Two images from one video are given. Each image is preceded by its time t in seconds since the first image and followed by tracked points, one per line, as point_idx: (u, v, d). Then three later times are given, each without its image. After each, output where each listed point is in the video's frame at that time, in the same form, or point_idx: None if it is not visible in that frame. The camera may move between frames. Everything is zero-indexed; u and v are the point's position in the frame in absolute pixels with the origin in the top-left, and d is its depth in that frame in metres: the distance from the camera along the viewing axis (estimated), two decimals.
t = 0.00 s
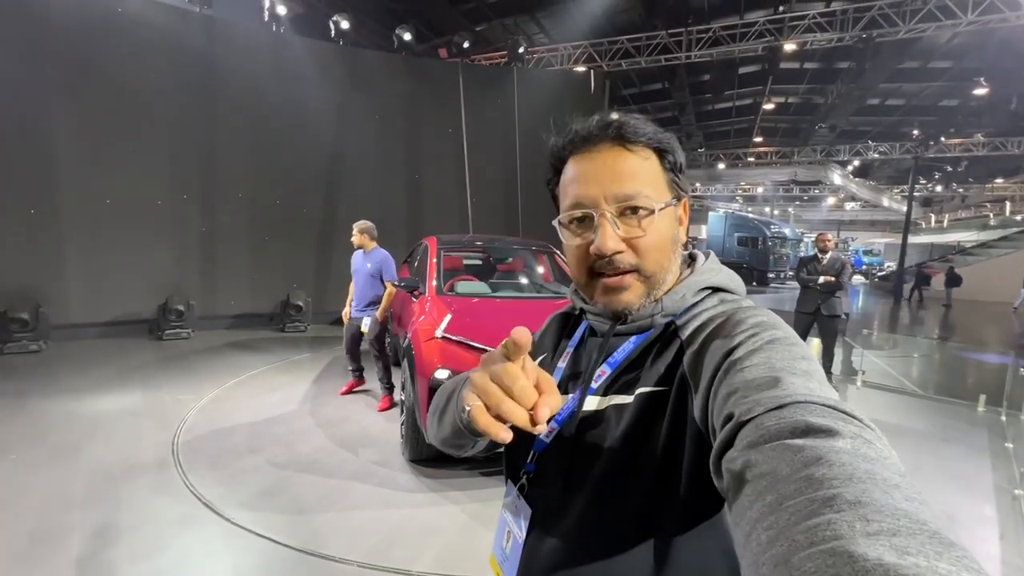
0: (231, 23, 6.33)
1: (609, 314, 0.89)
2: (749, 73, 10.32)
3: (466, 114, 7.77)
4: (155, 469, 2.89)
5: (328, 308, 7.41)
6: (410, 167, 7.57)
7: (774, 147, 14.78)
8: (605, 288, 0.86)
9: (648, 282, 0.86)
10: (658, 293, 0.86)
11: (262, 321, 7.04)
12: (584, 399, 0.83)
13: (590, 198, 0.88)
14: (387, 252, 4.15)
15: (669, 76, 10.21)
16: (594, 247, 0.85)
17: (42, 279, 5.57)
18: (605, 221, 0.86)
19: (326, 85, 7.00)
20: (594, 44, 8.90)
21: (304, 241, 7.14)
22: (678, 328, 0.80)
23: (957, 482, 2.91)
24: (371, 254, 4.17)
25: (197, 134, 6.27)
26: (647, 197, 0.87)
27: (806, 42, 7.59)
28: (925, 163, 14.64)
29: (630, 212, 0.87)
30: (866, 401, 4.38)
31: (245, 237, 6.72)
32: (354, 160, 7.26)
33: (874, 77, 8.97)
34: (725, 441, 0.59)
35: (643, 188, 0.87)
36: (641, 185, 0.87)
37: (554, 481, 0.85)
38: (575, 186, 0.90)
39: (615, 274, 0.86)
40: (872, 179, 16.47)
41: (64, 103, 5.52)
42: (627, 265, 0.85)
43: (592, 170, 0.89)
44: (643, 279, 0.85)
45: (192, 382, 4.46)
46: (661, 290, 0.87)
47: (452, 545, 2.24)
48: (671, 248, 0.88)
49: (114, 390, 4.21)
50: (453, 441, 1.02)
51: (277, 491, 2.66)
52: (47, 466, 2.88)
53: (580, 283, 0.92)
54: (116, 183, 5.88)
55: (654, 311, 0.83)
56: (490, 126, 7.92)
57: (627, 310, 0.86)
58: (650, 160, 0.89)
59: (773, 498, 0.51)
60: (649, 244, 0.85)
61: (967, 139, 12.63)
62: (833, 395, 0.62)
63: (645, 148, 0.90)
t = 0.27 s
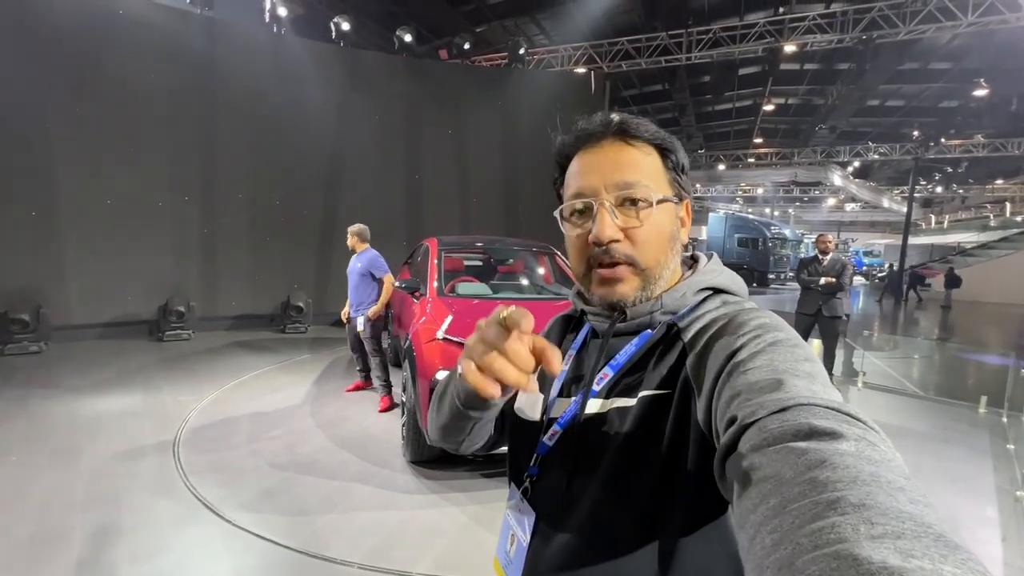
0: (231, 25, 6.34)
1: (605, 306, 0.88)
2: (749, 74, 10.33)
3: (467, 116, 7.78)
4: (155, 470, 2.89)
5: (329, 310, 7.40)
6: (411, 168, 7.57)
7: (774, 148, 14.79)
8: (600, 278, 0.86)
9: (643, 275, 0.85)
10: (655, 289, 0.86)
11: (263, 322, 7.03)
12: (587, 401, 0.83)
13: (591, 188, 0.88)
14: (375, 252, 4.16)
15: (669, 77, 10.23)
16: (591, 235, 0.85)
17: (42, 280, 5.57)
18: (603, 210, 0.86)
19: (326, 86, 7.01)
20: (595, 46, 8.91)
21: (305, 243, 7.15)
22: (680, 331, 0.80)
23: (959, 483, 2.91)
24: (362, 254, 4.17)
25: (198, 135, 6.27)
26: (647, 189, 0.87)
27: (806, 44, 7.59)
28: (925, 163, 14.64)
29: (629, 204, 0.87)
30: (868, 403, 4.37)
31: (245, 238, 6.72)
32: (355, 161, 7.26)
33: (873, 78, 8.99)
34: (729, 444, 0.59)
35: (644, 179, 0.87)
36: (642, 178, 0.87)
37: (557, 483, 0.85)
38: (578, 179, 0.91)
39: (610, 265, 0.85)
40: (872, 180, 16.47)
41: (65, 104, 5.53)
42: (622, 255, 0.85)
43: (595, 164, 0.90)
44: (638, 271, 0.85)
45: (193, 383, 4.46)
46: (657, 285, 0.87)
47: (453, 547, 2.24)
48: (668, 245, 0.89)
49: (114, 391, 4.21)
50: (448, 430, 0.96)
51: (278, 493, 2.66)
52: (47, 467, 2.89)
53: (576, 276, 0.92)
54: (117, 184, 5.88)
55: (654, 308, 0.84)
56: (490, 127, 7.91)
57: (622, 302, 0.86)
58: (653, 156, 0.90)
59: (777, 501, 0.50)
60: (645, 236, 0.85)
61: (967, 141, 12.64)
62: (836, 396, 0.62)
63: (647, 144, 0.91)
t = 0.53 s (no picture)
0: (235, 27, 6.36)
1: (601, 296, 0.86)
2: (751, 76, 10.32)
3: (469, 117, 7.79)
4: (158, 471, 2.90)
5: (331, 311, 7.42)
6: (413, 169, 7.59)
7: (776, 150, 14.78)
8: (598, 263, 0.84)
9: (641, 266, 0.84)
10: (654, 288, 0.86)
11: (265, 323, 7.05)
12: (586, 404, 0.84)
13: (597, 174, 0.89)
14: (374, 250, 4.16)
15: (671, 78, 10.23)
16: (590, 219, 0.84)
17: (46, 281, 5.59)
18: (606, 196, 0.86)
19: (328, 88, 7.03)
20: (597, 47, 8.90)
21: (308, 243, 7.16)
22: (679, 334, 0.80)
23: (962, 486, 2.89)
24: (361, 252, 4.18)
25: (201, 137, 6.30)
26: (652, 180, 0.88)
27: (808, 45, 7.58)
28: (928, 165, 14.59)
29: (633, 194, 0.87)
30: (871, 405, 4.35)
31: (248, 239, 6.75)
32: (357, 163, 7.27)
33: (877, 79, 8.95)
34: (727, 449, 0.59)
35: (650, 169, 0.88)
36: (648, 168, 0.88)
37: (557, 486, 0.85)
38: (586, 167, 0.92)
39: (608, 251, 0.84)
40: (875, 181, 16.44)
41: (70, 106, 5.55)
42: (621, 241, 0.83)
43: (602, 155, 0.91)
44: (636, 260, 0.84)
45: (196, 384, 4.48)
46: (655, 279, 0.85)
47: (455, 548, 2.24)
48: (669, 242, 0.88)
49: (118, 392, 4.22)
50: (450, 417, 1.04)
51: (280, 494, 2.66)
52: (52, 468, 2.90)
53: (574, 263, 0.90)
54: (120, 185, 5.91)
55: (652, 310, 0.84)
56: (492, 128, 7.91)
57: (618, 291, 0.84)
58: (660, 155, 0.92)
59: (776, 507, 0.51)
60: (646, 227, 0.84)
61: (970, 142, 12.60)
62: (834, 401, 0.62)
63: (655, 144, 0.93)
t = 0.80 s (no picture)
0: (238, 28, 6.38)
1: (610, 296, 0.86)
2: (754, 75, 10.30)
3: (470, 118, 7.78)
4: (163, 471, 2.91)
5: (334, 311, 7.43)
6: (416, 170, 7.60)
7: (779, 150, 14.76)
8: (608, 265, 0.84)
9: (651, 266, 0.84)
10: (661, 286, 0.86)
11: (268, 323, 7.07)
12: (586, 403, 0.83)
13: (605, 174, 0.89)
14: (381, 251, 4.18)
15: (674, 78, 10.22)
16: (601, 220, 0.84)
17: (51, 282, 5.61)
18: (615, 197, 0.86)
19: (331, 89, 7.04)
20: (599, 47, 8.90)
21: (310, 244, 7.18)
22: (679, 334, 0.80)
23: (966, 487, 2.88)
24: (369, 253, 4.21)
25: (204, 137, 6.32)
26: (660, 180, 0.88)
27: (811, 45, 7.57)
28: (932, 164, 14.54)
29: (641, 195, 0.87)
30: (874, 405, 4.34)
31: (251, 240, 6.77)
32: (359, 163, 7.29)
33: (881, 78, 8.86)
34: (728, 447, 0.59)
35: (657, 170, 0.89)
36: (655, 168, 0.89)
37: (556, 485, 0.85)
38: (591, 166, 0.92)
39: (617, 252, 0.84)
40: (878, 180, 16.38)
41: (74, 107, 5.57)
42: (632, 243, 0.83)
43: (607, 155, 0.91)
44: (646, 261, 0.84)
45: (199, 384, 4.49)
46: (662, 279, 0.86)
47: (458, 548, 2.24)
48: (675, 241, 0.88)
49: (122, 392, 4.24)
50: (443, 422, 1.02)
51: (284, 494, 2.67)
52: (56, 468, 2.91)
53: (581, 264, 0.90)
54: (124, 186, 5.93)
55: (652, 309, 0.85)
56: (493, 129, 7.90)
57: (629, 292, 0.84)
58: (664, 154, 0.92)
59: (777, 504, 0.51)
60: (655, 228, 0.85)
61: (974, 141, 12.56)
62: (834, 398, 0.62)
63: (659, 144, 0.94)
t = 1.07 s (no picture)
0: (241, 29, 6.41)
1: (618, 295, 0.86)
2: (757, 75, 10.29)
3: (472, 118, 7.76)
4: (166, 470, 2.92)
5: (336, 311, 7.45)
6: (418, 170, 7.61)
7: (782, 150, 14.72)
8: (619, 263, 0.84)
9: (660, 265, 0.85)
10: (667, 284, 0.86)
11: (271, 323, 7.08)
12: (584, 400, 0.83)
13: (615, 173, 0.88)
14: (388, 252, 4.19)
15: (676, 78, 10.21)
16: (612, 220, 0.84)
17: (56, 281, 5.64)
18: (625, 197, 0.86)
19: (334, 89, 7.06)
20: (601, 47, 8.90)
21: (313, 244, 7.19)
22: (678, 331, 0.79)
23: (969, 488, 2.87)
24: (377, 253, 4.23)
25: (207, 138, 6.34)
26: (669, 180, 0.88)
27: (814, 44, 7.55)
28: (936, 164, 14.47)
29: (649, 194, 0.87)
30: (878, 406, 4.32)
31: (254, 240, 6.78)
32: (362, 163, 7.30)
33: (884, 78, 8.85)
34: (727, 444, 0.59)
35: (665, 169, 0.89)
36: (663, 167, 0.89)
37: (555, 482, 0.85)
38: (597, 164, 0.91)
39: (627, 251, 0.84)
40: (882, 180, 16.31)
41: (79, 108, 5.60)
42: (643, 243, 0.84)
43: (613, 152, 0.91)
44: (656, 261, 0.84)
45: (202, 384, 4.50)
46: (670, 278, 0.86)
47: (461, 547, 2.24)
48: (680, 240, 0.89)
49: (125, 391, 4.25)
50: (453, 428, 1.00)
51: (287, 493, 2.67)
52: (61, 466, 2.92)
53: (587, 262, 0.90)
54: (128, 186, 5.95)
55: (651, 306, 0.84)
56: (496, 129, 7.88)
57: (636, 292, 0.85)
58: (668, 152, 0.93)
59: (775, 501, 0.51)
60: (664, 228, 0.85)
61: (979, 141, 12.51)
62: (833, 395, 0.61)
63: (664, 141, 0.94)
